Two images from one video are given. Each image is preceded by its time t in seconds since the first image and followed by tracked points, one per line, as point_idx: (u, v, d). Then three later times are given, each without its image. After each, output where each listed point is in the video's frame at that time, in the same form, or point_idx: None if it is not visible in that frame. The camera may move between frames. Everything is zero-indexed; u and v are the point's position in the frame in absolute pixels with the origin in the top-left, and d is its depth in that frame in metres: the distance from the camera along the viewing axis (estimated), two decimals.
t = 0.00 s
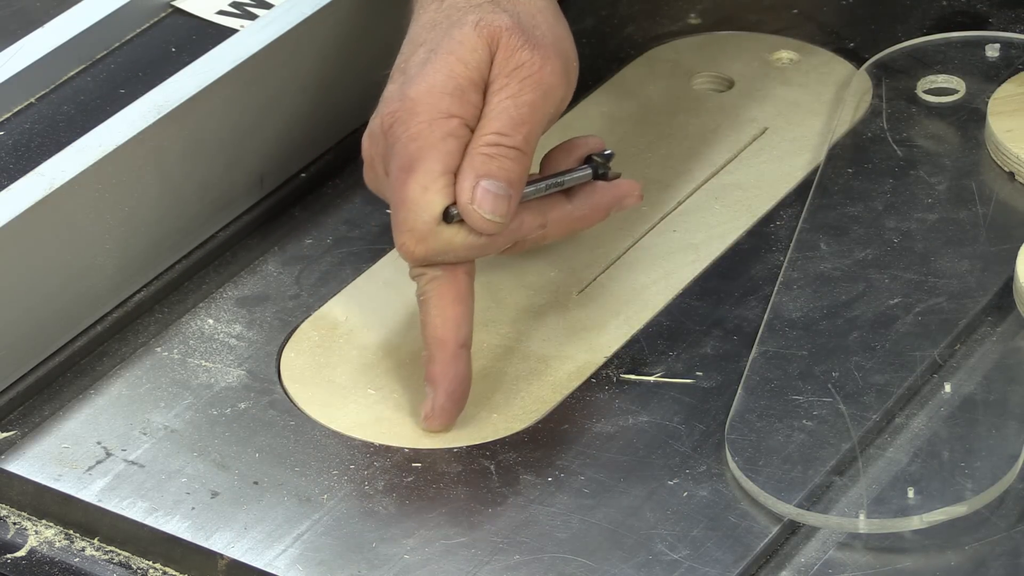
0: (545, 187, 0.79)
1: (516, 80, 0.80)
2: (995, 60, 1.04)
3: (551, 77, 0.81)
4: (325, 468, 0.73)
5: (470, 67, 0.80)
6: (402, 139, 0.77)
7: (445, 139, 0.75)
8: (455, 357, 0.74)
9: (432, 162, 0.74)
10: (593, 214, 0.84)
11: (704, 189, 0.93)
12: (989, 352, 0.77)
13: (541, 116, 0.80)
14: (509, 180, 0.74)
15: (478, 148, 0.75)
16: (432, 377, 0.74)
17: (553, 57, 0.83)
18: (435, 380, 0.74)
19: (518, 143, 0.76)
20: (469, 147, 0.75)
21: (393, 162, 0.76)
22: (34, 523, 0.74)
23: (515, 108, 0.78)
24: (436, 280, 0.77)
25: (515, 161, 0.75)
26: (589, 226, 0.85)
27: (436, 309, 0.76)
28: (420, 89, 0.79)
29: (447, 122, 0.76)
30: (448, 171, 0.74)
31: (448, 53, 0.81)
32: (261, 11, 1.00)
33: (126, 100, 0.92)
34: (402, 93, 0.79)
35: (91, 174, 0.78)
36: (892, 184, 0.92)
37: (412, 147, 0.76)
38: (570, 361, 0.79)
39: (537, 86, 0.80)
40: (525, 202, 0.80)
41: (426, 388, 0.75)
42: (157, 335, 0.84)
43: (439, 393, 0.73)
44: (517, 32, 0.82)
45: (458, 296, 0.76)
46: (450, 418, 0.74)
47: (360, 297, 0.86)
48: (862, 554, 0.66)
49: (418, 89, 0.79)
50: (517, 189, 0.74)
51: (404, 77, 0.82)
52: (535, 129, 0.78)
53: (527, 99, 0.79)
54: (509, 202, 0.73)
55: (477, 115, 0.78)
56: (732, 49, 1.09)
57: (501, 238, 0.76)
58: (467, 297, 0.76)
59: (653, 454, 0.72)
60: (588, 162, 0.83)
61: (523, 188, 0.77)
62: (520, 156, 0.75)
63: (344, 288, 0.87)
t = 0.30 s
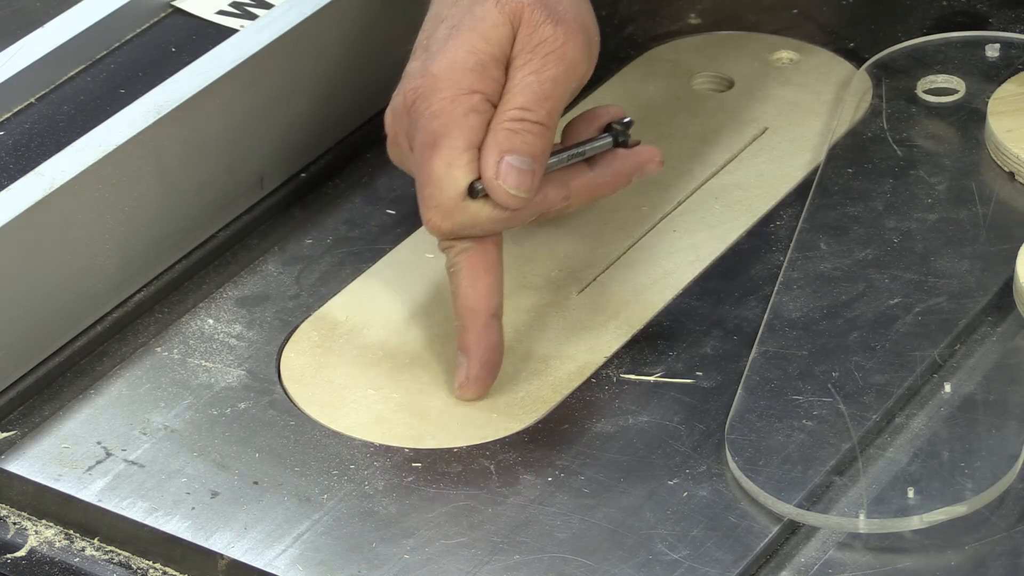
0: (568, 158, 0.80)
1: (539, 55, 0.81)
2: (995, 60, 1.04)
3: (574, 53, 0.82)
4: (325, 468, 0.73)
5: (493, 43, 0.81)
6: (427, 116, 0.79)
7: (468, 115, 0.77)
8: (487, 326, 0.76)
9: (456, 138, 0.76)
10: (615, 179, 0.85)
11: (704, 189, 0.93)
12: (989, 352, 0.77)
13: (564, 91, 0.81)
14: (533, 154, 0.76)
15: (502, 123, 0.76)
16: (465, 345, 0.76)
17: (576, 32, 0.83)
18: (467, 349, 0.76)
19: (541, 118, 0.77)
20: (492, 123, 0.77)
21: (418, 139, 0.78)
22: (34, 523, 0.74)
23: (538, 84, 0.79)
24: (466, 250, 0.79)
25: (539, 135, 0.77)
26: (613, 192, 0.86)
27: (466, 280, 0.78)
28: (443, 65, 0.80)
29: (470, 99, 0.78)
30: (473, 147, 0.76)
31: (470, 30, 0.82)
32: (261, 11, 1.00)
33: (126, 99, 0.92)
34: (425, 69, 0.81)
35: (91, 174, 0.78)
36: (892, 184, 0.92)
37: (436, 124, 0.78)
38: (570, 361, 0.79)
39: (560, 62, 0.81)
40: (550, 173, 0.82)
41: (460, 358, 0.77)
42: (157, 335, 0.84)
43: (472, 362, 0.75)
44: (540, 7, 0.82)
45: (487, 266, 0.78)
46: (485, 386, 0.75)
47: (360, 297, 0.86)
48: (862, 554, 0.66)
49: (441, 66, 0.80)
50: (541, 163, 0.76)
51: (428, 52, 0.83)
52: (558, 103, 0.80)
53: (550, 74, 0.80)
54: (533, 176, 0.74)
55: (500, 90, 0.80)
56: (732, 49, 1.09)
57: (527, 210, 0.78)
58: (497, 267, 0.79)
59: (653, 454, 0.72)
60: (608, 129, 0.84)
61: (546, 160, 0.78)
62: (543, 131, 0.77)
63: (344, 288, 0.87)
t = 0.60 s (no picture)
0: (594, 134, 0.82)
1: (565, 37, 0.82)
2: (995, 60, 1.04)
3: (600, 34, 0.83)
4: (325, 468, 0.73)
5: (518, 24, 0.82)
6: (454, 95, 0.79)
7: (495, 96, 0.78)
8: (518, 301, 0.78)
9: (484, 119, 0.77)
10: (637, 153, 0.88)
11: (704, 190, 0.93)
12: (989, 352, 0.77)
13: (591, 71, 0.82)
14: (562, 132, 0.76)
15: (530, 103, 0.77)
16: (497, 321, 0.78)
17: (601, 13, 0.85)
18: (500, 325, 0.78)
19: (570, 98, 0.78)
20: (521, 103, 0.78)
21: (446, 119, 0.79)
22: (34, 523, 0.74)
23: (566, 64, 0.80)
24: (495, 229, 0.80)
25: (567, 114, 0.78)
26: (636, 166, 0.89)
27: (496, 257, 0.79)
28: (468, 47, 0.81)
29: (497, 80, 0.79)
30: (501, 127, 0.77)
31: (496, 12, 0.83)
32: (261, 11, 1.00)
33: (126, 99, 0.92)
34: (450, 50, 0.82)
35: (91, 174, 0.78)
36: (892, 184, 0.92)
37: (463, 105, 0.78)
38: (570, 361, 0.79)
39: (587, 43, 0.83)
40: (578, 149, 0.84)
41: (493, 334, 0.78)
42: (157, 335, 0.84)
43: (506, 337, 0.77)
44: None
45: (518, 243, 0.80)
46: (519, 359, 0.77)
47: (360, 297, 0.86)
48: (862, 554, 0.66)
49: (468, 47, 0.81)
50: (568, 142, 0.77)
51: (453, 34, 0.84)
52: (584, 85, 0.81)
53: (577, 54, 0.82)
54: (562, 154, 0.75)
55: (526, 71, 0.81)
56: (732, 49, 1.10)
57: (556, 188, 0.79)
58: (525, 246, 0.80)
59: (653, 453, 0.72)
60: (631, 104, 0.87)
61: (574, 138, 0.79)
62: (571, 111, 0.78)
63: (344, 288, 0.87)
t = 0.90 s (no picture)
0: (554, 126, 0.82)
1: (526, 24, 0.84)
2: (995, 60, 1.04)
3: (559, 20, 0.86)
4: (325, 468, 0.73)
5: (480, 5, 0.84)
6: (410, 73, 0.81)
7: (450, 73, 0.80)
8: (461, 283, 0.77)
9: (438, 95, 0.78)
10: (601, 153, 0.86)
11: (704, 189, 0.93)
12: (989, 352, 0.77)
13: (551, 57, 0.84)
14: (517, 112, 0.77)
15: (487, 82, 0.78)
16: (442, 304, 0.77)
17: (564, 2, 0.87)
18: (447, 305, 0.77)
19: (526, 80, 0.80)
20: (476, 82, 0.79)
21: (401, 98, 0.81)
22: (34, 523, 0.74)
23: (523, 47, 0.83)
24: (445, 207, 0.80)
25: (522, 98, 0.78)
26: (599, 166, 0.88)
27: (444, 236, 0.79)
28: (427, 27, 0.83)
29: (452, 60, 0.81)
30: (455, 104, 0.78)
31: None
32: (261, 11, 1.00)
33: (126, 99, 0.92)
34: (411, 30, 0.84)
35: (91, 174, 0.78)
36: (892, 184, 0.92)
37: (418, 80, 0.80)
38: (570, 361, 0.79)
39: (545, 29, 0.85)
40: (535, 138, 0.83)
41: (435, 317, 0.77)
42: (157, 335, 0.84)
43: (446, 320, 0.76)
44: None
45: (464, 223, 0.80)
46: (461, 345, 0.76)
47: (360, 297, 0.86)
48: (862, 554, 0.66)
49: (429, 28, 0.83)
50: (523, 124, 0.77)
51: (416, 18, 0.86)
52: (541, 69, 0.82)
53: (536, 39, 0.84)
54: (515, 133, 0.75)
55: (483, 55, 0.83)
56: (732, 49, 1.09)
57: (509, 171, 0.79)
58: (473, 229, 0.80)
59: (653, 454, 0.72)
60: (601, 104, 0.86)
61: (531, 124, 0.80)
62: (527, 94, 0.79)
63: (343, 288, 0.87)
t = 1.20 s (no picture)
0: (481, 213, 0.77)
1: (458, 103, 0.79)
2: (995, 60, 1.04)
3: (491, 103, 0.80)
4: (325, 468, 0.73)
5: (411, 83, 0.79)
6: (334, 154, 0.76)
7: (377, 156, 0.75)
8: (380, 371, 0.73)
9: (362, 180, 0.73)
10: (525, 241, 0.82)
11: (704, 189, 0.93)
12: (989, 352, 0.77)
13: (479, 143, 0.78)
14: (442, 201, 0.72)
15: (412, 169, 0.73)
16: (355, 393, 0.73)
17: (494, 82, 0.81)
18: (359, 396, 0.73)
19: (454, 167, 0.75)
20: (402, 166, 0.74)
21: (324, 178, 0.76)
22: (34, 523, 0.74)
23: (453, 132, 0.77)
24: (365, 295, 0.75)
25: (449, 185, 0.73)
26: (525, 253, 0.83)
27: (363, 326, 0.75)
28: (354, 105, 0.78)
29: (381, 141, 0.76)
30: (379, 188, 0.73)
31: (389, 69, 0.80)
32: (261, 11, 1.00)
33: (126, 99, 0.92)
34: (338, 107, 0.79)
35: (91, 174, 0.78)
36: (892, 184, 0.92)
37: (344, 163, 0.75)
38: (570, 361, 0.79)
39: (478, 112, 0.79)
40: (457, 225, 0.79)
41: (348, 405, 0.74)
42: (157, 335, 0.84)
43: (361, 411, 0.72)
44: (460, 53, 0.81)
45: (384, 313, 0.75)
46: (372, 438, 0.73)
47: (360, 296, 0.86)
48: (862, 554, 0.66)
49: (356, 106, 0.78)
50: (449, 214, 0.73)
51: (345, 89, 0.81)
52: (471, 154, 0.77)
53: (465, 124, 0.78)
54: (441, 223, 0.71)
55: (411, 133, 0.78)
56: (732, 49, 1.09)
57: (430, 260, 0.75)
58: (394, 317, 0.76)
59: (653, 454, 0.72)
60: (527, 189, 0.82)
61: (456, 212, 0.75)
62: (455, 181, 0.74)
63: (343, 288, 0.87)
